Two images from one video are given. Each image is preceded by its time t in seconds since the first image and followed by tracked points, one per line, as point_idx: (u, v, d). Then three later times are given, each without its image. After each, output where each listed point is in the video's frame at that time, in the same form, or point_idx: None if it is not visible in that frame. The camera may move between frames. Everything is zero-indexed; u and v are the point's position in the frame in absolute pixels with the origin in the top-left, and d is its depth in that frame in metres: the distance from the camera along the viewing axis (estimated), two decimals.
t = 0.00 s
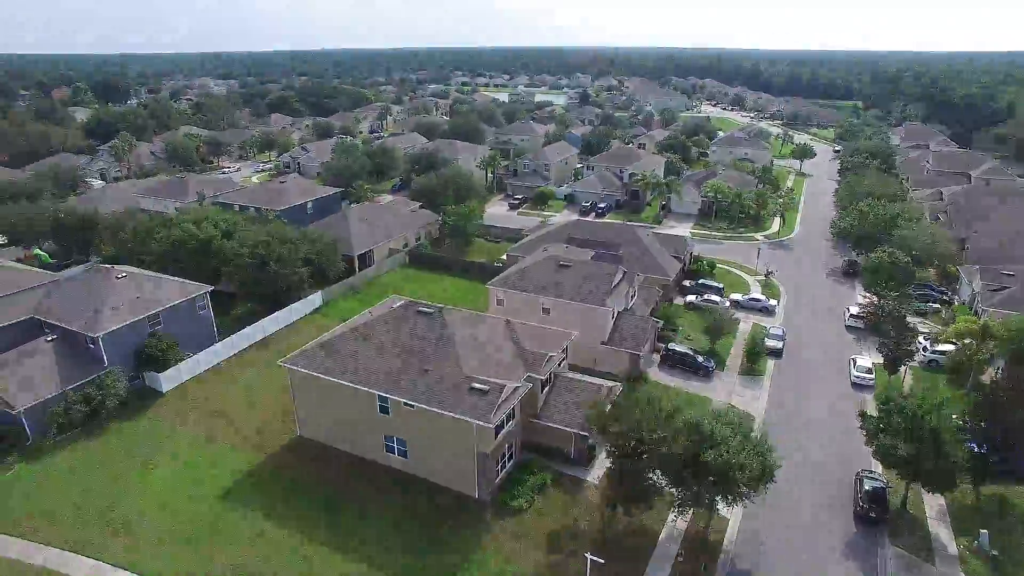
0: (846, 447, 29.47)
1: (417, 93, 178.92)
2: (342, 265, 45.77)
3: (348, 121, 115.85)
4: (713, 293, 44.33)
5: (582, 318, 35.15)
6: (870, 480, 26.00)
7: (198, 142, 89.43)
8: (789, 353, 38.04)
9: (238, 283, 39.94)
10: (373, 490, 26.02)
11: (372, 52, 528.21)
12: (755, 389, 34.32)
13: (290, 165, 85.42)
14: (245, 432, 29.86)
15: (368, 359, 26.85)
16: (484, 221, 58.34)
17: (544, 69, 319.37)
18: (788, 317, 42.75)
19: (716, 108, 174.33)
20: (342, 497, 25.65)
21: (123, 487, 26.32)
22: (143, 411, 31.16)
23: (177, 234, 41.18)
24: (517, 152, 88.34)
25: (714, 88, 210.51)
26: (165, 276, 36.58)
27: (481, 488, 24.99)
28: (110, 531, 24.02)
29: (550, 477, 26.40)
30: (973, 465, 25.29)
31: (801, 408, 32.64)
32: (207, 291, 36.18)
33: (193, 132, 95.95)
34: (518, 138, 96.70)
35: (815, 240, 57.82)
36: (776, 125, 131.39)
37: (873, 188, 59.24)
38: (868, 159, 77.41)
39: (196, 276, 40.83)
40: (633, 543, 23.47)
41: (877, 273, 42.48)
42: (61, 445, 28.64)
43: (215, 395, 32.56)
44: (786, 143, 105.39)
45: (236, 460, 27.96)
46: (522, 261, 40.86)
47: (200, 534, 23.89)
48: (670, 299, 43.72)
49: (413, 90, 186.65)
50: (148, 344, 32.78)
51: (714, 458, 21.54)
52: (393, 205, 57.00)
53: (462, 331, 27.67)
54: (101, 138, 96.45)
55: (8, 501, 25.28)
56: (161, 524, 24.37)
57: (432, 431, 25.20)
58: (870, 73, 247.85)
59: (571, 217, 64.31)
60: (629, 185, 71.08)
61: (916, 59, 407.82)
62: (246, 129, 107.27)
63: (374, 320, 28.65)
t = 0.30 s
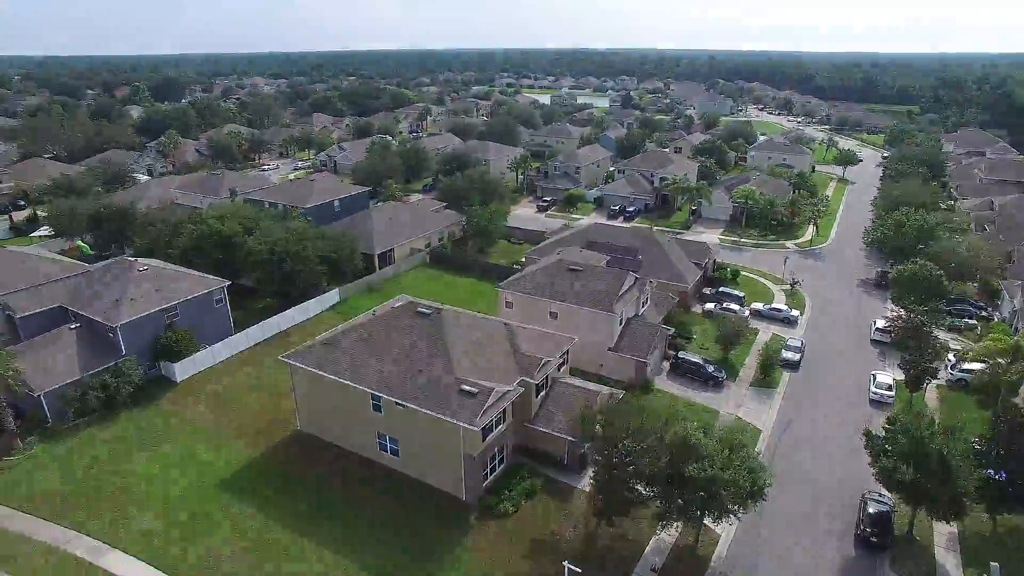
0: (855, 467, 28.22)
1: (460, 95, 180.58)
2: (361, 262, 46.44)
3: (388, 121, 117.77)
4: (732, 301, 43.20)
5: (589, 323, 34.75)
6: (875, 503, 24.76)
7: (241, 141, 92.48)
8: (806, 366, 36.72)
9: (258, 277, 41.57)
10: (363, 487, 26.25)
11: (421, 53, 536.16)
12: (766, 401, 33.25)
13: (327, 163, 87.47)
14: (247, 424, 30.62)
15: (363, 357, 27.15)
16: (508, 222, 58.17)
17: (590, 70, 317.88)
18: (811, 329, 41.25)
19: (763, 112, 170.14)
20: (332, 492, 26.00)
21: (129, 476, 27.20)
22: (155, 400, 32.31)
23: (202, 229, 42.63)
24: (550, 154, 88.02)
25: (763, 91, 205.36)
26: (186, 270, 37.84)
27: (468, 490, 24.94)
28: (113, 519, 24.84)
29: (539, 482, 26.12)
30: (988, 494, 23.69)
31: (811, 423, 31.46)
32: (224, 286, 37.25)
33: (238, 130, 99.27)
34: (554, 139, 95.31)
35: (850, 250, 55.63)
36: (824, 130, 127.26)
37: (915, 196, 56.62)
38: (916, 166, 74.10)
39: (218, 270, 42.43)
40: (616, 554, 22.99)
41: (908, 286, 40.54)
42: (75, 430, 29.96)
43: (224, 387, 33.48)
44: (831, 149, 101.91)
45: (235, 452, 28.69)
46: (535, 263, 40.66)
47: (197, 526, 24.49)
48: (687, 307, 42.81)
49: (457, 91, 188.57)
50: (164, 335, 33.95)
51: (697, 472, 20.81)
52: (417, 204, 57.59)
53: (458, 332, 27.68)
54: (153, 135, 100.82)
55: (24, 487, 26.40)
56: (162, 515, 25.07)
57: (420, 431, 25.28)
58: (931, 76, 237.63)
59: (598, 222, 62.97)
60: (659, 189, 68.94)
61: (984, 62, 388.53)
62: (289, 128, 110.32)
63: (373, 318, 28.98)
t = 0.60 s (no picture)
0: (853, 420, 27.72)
1: (500, 28, 174.74)
2: (377, 199, 46.56)
3: (423, 55, 115.33)
4: (751, 248, 41.91)
5: (594, 265, 34.30)
6: (865, 457, 24.40)
7: (273, 74, 92.15)
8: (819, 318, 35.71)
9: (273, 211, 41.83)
10: (358, 417, 27.18)
11: None
12: (771, 351, 32.65)
13: (359, 98, 86.90)
14: (254, 351, 31.80)
15: (360, 292, 27.57)
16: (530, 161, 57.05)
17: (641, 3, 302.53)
18: (830, 279, 39.88)
19: (820, 51, 159.98)
20: (327, 419, 27.07)
21: (142, 397, 28.75)
22: (170, 326, 33.75)
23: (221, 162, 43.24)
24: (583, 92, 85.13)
25: (822, 28, 192.51)
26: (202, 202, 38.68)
27: (456, 424, 25.58)
28: (125, 436, 26.48)
29: (528, 420, 26.55)
30: (982, 455, 23.09)
31: (814, 374, 30.86)
32: (238, 219, 38.02)
33: (271, 63, 98.89)
34: (589, 77, 91.22)
35: (888, 198, 52.94)
36: (883, 70, 119.24)
37: (965, 143, 53.04)
38: (974, 110, 69.10)
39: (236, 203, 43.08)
40: (595, 494, 23.47)
41: (939, 239, 38.53)
42: (95, 351, 31.64)
43: (235, 316, 34.68)
44: (886, 91, 95.58)
45: (240, 376, 29.96)
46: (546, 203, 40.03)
47: (200, 447, 25.81)
48: (703, 252, 41.77)
49: (497, 25, 182.62)
50: (180, 265, 35.10)
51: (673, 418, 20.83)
52: (439, 141, 57.01)
53: (453, 270, 27.72)
54: (189, 67, 101.33)
55: (47, 406, 28.17)
56: (170, 436, 26.49)
57: (411, 366, 25.81)
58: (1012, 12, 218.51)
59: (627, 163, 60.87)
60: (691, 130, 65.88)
61: None
62: (323, 61, 109.29)
63: (372, 254, 29.23)
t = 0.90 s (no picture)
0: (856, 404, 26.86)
1: None
2: (397, 157, 46.38)
3: (463, 9, 112.75)
4: (774, 220, 40.34)
5: (603, 233, 33.57)
6: (861, 446, 23.67)
7: (310, 27, 91.71)
8: (838, 297, 34.33)
9: (292, 167, 42.19)
10: (355, 377, 27.75)
11: None
12: (780, 330, 31.69)
13: (393, 53, 85.94)
14: (264, 307, 32.70)
15: (359, 253, 27.74)
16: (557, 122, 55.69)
17: None
18: (856, 257, 38.17)
19: (888, 9, 149.71)
20: (325, 377, 27.83)
21: (154, 346, 30.08)
22: (187, 278, 34.88)
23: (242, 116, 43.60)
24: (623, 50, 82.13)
25: None
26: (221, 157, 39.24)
27: (446, 389, 25.89)
28: (136, 383, 27.90)
29: (519, 388, 26.62)
30: (984, 451, 22.11)
31: (822, 355, 29.88)
32: (255, 174, 38.50)
33: (310, 16, 98.46)
34: (630, 35, 87.97)
35: (933, 172, 49.94)
36: (954, 31, 110.88)
37: None
38: None
39: (257, 158, 43.58)
40: (577, 466, 23.56)
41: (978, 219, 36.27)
42: (116, 300, 33.03)
43: (249, 271, 35.60)
44: (952, 54, 88.97)
45: (247, 330, 30.97)
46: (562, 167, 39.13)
47: (201, 397, 27.03)
48: (723, 223, 40.45)
49: None
50: (197, 219, 35.89)
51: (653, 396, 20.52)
52: (465, 99, 56.20)
53: (451, 233, 27.51)
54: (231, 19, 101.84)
55: (66, 351, 29.80)
56: (176, 385, 27.75)
57: (405, 329, 26.08)
58: None
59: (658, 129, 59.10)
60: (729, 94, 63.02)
61: None
62: (363, 14, 108.13)
63: (374, 215, 29.26)
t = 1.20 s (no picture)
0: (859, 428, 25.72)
1: None
2: (417, 155, 46.72)
3: (506, 8, 112.82)
4: (795, 232, 39.02)
5: (609, 239, 33.06)
6: (857, 472, 22.62)
7: (352, 25, 93.21)
8: (855, 315, 32.98)
9: (313, 162, 42.99)
10: (349, 373, 28.09)
11: None
12: (789, 346, 30.62)
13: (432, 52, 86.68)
14: (272, 298, 33.45)
15: (358, 250, 28.02)
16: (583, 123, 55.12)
17: None
18: (880, 273, 36.57)
19: (952, 14, 142.93)
20: (321, 371, 28.26)
21: (164, 332, 31.11)
22: (203, 267, 35.93)
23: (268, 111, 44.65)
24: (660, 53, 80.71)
25: None
26: (244, 150, 40.28)
27: (434, 389, 25.94)
28: (142, 367, 28.93)
29: (508, 392, 26.45)
30: (988, 487, 20.77)
31: (830, 374, 28.71)
32: (274, 168, 39.37)
33: (354, 14, 100.18)
34: (671, 37, 86.51)
35: (975, 187, 47.46)
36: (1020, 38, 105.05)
37: None
38: None
39: (281, 152, 44.57)
40: (557, 475, 23.27)
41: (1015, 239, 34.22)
42: (135, 286, 34.28)
43: (263, 263, 36.45)
44: (1014, 63, 84.40)
45: (253, 321, 31.72)
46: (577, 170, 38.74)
47: (200, 384, 27.81)
48: (742, 233, 39.33)
49: None
50: (215, 210, 36.88)
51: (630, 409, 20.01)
52: (492, 99, 56.21)
53: (449, 233, 27.55)
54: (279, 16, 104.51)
55: (81, 333, 31.09)
56: (179, 371, 28.63)
57: (397, 327, 26.25)
58: None
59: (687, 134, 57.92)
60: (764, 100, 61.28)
61: None
62: (406, 13, 109.40)
63: (377, 213, 29.55)
